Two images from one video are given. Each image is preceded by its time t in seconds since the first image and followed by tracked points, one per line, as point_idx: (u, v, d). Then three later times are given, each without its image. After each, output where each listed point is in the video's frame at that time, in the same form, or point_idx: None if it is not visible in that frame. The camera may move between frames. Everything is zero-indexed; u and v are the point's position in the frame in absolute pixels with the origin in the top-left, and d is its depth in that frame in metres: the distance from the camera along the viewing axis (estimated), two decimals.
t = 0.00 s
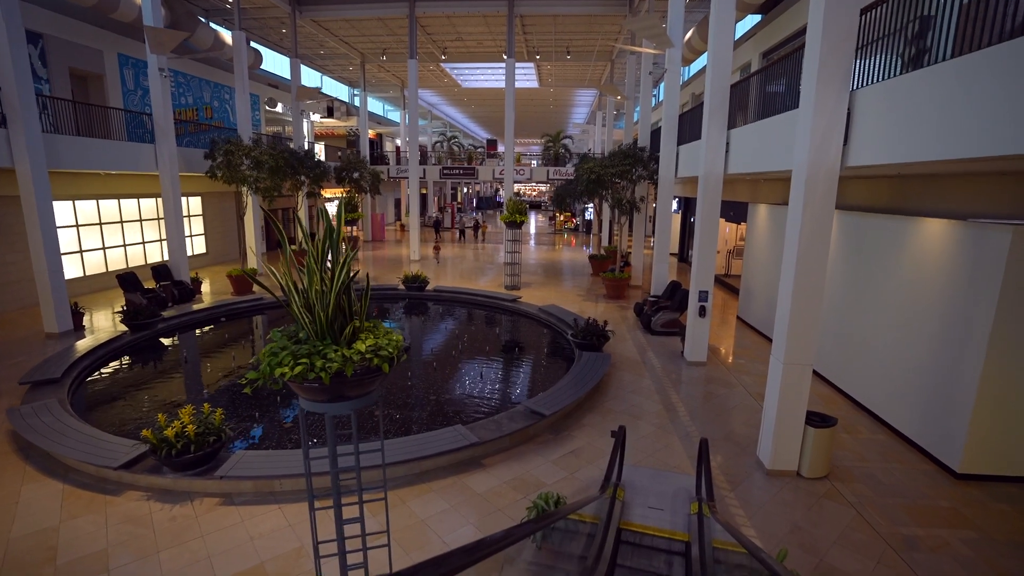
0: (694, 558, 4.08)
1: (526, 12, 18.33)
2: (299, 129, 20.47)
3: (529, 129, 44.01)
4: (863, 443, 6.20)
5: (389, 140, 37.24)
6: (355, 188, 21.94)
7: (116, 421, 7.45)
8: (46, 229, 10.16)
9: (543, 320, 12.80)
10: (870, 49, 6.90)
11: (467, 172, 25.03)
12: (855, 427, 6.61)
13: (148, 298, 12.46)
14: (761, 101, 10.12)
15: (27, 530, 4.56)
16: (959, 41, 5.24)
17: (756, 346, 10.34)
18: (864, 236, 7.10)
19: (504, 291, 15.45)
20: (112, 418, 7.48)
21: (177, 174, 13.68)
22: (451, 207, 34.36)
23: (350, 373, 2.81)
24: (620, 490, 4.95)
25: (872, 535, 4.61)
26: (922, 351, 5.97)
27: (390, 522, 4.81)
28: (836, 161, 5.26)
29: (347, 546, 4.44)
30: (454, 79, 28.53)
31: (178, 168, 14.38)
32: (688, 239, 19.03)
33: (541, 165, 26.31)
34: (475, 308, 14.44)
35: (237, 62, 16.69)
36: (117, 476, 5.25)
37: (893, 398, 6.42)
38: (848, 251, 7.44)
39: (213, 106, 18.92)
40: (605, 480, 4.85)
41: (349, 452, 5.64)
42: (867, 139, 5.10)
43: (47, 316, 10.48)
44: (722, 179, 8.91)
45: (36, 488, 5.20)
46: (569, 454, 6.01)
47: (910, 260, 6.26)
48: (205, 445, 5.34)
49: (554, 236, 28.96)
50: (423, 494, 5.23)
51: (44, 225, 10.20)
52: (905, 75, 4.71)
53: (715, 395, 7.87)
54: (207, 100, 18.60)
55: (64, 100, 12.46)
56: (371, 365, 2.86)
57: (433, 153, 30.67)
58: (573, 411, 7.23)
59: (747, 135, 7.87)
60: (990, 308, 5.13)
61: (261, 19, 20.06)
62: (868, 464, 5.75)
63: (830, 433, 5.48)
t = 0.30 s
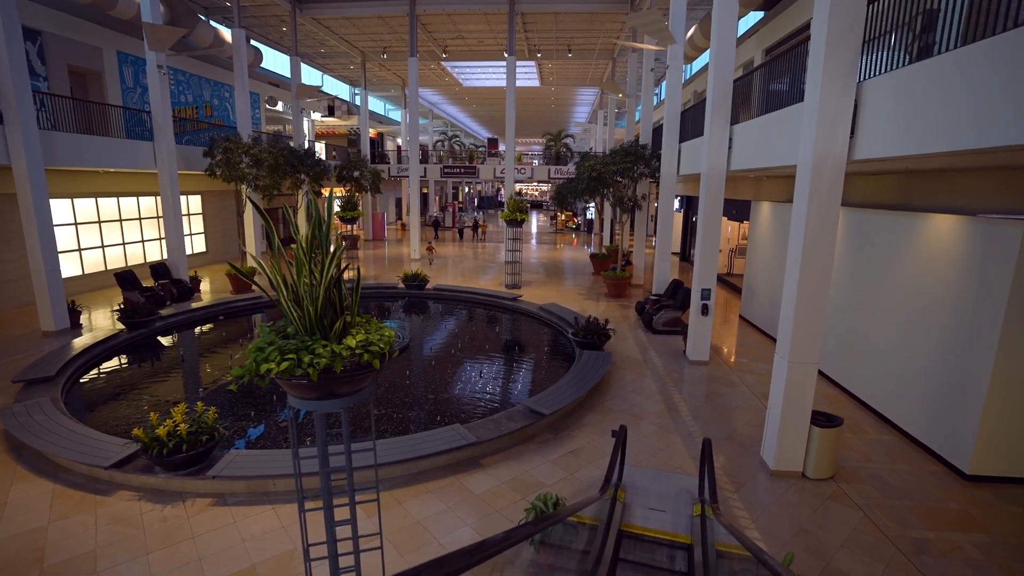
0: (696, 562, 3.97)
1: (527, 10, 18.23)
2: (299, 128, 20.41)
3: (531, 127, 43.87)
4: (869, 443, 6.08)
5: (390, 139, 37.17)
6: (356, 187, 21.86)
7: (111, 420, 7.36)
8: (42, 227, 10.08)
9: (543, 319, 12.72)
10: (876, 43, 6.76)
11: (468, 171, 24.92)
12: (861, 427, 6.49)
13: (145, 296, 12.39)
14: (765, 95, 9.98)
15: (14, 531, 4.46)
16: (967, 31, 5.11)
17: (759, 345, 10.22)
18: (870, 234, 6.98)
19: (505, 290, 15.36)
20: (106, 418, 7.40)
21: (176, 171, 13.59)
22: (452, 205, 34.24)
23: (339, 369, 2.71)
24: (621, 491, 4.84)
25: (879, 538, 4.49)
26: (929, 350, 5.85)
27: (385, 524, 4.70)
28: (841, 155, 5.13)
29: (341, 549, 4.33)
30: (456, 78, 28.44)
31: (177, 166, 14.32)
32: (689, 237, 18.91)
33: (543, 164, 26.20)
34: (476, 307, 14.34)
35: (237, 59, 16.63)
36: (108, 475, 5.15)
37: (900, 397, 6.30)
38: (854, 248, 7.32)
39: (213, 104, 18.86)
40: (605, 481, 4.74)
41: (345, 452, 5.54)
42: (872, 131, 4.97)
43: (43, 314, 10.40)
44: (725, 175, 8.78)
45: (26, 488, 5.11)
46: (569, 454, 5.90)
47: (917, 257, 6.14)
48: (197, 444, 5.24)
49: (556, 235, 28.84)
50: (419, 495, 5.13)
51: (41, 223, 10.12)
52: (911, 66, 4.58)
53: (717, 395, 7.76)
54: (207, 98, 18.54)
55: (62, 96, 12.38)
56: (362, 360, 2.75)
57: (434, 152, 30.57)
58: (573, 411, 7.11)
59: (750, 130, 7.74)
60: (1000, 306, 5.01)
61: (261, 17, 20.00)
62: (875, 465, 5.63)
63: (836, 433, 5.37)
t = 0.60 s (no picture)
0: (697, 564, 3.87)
1: (527, 6, 18.12)
2: (298, 125, 20.30)
3: (531, 126, 43.68)
4: (872, 442, 5.97)
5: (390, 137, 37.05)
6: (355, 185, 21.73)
7: (104, 418, 7.27)
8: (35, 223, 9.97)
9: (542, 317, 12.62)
10: (880, 35, 6.62)
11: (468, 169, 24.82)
12: (865, 426, 6.38)
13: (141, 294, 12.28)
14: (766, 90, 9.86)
15: None
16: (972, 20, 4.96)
17: (761, 343, 10.11)
18: (874, 230, 6.87)
19: (504, 288, 15.27)
20: (97, 416, 7.28)
21: (172, 168, 13.48)
22: (452, 203, 34.14)
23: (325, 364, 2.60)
24: (620, 491, 4.73)
25: (884, 539, 4.38)
26: (934, 348, 5.73)
27: (378, 524, 4.58)
28: (845, 148, 5.01)
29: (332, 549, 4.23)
30: (455, 76, 28.32)
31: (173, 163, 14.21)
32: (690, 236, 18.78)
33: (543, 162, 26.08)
34: (475, 305, 14.25)
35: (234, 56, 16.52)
36: (96, 474, 5.04)
37: (903, 396, 6.19)
38: (857, 245, 7.21)
39: (210, 101, 18.75)
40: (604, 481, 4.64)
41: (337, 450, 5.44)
42: (877, 123, 4.83)
43: (36, 311, 10.30)
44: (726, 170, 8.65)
45: (13, 487, 5.00)
46: (567, 454, 5.79)
47: (921, 253, 6.03)
48: (186, 443, 5.11)
49: (556, 234, 28.72)
50: (413, 495, 5.01)
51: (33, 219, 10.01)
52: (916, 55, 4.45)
53: (718, 393, 7.64)
54: (204, 95, 18.43)
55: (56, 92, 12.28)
56: (348, 355, 2.64)
57: (434, 150, 30.43)
58: (572, 409, 7.00)
59: (752, 124, 7.61)
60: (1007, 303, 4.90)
61: (259, 14, 19.88)
62: (879, 465, 5.52)
63: (840, 432, 5.26)
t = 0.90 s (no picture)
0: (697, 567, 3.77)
1: (527, 3, 18.01)
2: (296, 123, 20.20)
3: (531, 124, 43.51)
4: (877, 442, 5.86)
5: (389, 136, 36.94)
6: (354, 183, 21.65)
7: (96, 415, 7.17)
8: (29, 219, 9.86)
9: (541, 314, 12.54)
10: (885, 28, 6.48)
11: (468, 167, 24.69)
12: (869, 425, 6.27)
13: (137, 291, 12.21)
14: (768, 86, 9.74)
15: None
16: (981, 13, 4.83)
17: (763, 342, 10.01)
18: (879, 226, 6.76)
19: (503, 286, 15.16)
20: (87, 414, 7.17)
21: (168, 165, 13.37)
22: (452, 202, 34.03)
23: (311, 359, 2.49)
24: (619, 492, 4.62)
25: (891, 542, 4.27)
26: (941, 345, 5.61)
27: (371, 525, 4.47)
28: (851, 139, 4.88)
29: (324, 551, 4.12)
30: (455, 74, 28.21)
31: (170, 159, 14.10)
32: (690, 234, 18.65)
33: (543, 161, 25.99)
34: (474, 303, 14.16)
35: (232, 53, 16.43)
36: (83, 473, 4.92)
37: (908, 395, 6.08)
38: (861, 242, 7.09)
39: (208, 98, 18.65)
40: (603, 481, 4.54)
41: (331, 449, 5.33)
42: (883, 114, 4.71)
43: (30, 308, 10.19)
44: (727, 166, 8.53)
45: None
46: (565, 453, 5.67)
47: (928, 249, 5.91)
48: (176, 441, 4.99)
49: (556, 233, 28.60)
50: (408, 495, 4.91)
51: (27, 215, 9.90)
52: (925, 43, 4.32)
53: (719, 392, 7.53)
54: (202, 92, 18.32)
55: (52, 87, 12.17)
56: (335, 350, 2.52)
57: (433, 148, 30.32)
58: (571, 408, 6.89)
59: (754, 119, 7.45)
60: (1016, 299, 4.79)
61: (258, 11, 19.77)
62: (884, 465, 5.41)
63: (844, 431, 5.15)
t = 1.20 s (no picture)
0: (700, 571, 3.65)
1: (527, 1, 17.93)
2: (296, 121, 20.14)
3: (532, 124, 43.40)
4: (883, 442, 5.74)
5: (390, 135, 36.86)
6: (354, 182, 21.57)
7: (90, 413, 7.09)
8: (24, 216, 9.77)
9: (542, 313, 12.44)
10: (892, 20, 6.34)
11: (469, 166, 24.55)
12: (875, 425, 6.14)
13: (134, 289, 12.12)
14: (772, 81, 9.61)
15: None
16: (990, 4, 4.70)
17: (765, 341, 9.89)
18: (885, 222, 6.63)
19: (504, 285, 15.06)
20: (81, 413, 7.08)
21: (166, 162, 13.30)
22: (453, 202, 33.94)
23: (297, 353, 2.38)
24: (619, 494, 4.50)
25: (900, 545, 4.15)
26: (949, 344, 5.49)
27: (365, 527, 4.36)
28: (859, 131, 4.75)
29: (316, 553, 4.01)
30: (456, 73, 28.14)
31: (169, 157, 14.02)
32: (693, 234, 18.52)
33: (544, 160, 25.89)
34: (474, 302, 14.08)
35: (232, 51, 16.38)
36: (72, 473, 4.83)
37: (915, 393, 5.97)
38: (867, 238, 6.96)
39: (208, 96, 18.60)
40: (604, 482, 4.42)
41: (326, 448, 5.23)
42: (892, 105, 4.57)
43: (25, 306, 10.10)
44: (730, 161, 8.38)
45: None
46: (565, 453, 5.56)
47: (936, 246, 5.79)
48: (166, 441, 4.88)
49: (557, 233, 28.49)
50: (404, 496, 4.79)
51: (21, 212, 9.80)
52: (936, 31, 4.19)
53: (722, 392, 7.41)
54: (202, 90, 18.27)
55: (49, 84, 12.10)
56: (322, 345, 2.41)
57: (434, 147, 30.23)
58: (571, 407, 6.78)
59: (758, 113, 7.30)
60: None
61: (258, 9, 19.71)
62: (891, 466, 5.28)
63: (851, 432, 5.02)
